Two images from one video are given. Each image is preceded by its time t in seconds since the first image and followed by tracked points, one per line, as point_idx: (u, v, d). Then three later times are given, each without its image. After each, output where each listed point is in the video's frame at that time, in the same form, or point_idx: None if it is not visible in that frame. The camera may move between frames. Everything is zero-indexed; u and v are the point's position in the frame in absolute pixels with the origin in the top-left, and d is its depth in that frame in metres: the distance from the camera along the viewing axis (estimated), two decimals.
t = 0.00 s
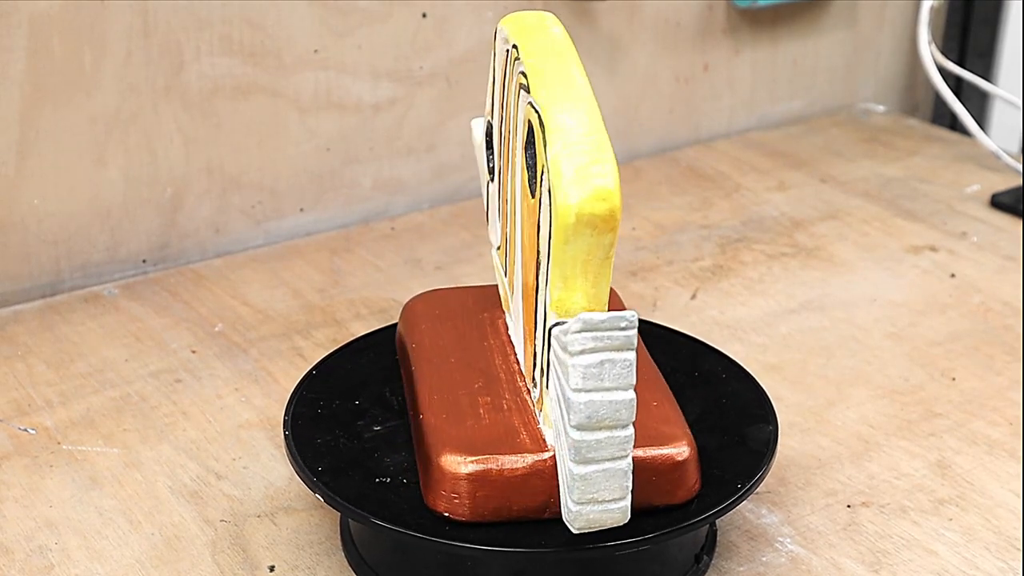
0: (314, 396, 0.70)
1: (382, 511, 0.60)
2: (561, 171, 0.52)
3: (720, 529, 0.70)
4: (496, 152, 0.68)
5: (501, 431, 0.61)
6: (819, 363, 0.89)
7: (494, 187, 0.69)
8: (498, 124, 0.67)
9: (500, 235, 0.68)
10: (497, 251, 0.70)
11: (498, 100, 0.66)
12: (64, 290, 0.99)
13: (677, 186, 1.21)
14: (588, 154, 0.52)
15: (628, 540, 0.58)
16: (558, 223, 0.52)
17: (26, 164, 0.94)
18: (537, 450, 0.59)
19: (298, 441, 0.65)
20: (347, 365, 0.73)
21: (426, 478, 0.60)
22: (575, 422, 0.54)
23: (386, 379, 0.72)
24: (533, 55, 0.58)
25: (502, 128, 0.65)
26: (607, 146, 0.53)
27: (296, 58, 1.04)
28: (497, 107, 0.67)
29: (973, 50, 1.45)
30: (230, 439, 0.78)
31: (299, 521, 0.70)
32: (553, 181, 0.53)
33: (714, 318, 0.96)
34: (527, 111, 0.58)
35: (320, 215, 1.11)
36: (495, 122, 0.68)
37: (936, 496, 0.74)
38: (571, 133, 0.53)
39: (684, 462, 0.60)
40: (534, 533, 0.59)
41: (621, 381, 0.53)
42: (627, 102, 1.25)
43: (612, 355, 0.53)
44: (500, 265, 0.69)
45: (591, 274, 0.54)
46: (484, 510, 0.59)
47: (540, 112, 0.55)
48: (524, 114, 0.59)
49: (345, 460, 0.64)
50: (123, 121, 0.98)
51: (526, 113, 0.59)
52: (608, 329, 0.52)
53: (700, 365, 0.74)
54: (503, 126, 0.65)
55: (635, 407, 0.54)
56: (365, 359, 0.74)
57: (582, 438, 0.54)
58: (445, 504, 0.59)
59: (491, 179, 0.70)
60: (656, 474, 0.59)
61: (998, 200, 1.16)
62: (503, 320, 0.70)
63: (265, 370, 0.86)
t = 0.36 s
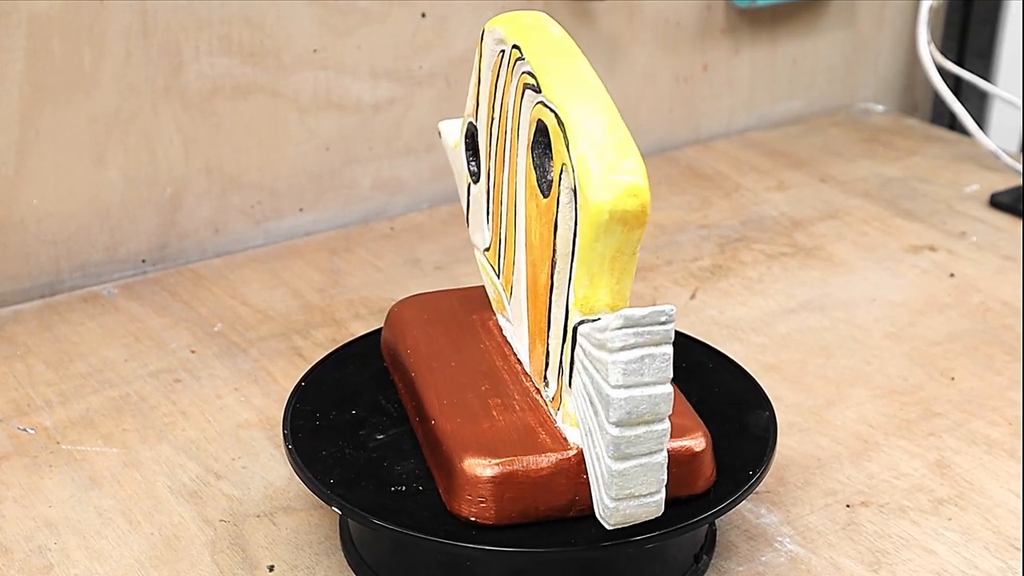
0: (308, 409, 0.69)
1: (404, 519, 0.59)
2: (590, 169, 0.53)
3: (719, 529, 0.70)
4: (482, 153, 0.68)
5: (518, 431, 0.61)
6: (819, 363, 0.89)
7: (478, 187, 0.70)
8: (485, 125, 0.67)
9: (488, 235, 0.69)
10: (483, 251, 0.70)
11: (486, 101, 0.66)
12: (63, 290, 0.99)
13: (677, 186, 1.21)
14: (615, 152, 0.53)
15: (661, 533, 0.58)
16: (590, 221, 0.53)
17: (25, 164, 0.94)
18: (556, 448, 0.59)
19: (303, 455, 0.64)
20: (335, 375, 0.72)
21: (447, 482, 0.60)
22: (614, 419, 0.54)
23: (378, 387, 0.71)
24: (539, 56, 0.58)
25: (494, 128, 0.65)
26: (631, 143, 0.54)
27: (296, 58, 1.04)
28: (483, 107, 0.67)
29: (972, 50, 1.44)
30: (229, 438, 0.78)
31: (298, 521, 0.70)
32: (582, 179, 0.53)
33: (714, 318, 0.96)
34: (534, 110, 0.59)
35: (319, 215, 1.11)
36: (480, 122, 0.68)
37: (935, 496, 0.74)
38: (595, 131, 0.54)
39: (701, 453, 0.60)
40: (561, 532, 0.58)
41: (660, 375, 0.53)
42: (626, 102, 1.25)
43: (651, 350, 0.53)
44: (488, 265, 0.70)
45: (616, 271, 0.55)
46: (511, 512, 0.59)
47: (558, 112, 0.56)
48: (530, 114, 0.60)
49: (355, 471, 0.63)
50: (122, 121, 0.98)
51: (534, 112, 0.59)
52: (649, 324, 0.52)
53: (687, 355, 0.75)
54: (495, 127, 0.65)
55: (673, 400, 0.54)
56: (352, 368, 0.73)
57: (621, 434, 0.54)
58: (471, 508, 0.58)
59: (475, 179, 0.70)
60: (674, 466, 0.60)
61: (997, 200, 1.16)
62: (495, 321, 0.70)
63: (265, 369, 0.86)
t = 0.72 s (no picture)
0: (305, 421, 0.67)
1: (430, 527, 0.58)
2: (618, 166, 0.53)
3: (719, 528, 0.70)
4: (470, 155, 0.68)
5: (534, 430, 0.61)
6: (818, 363, 0.89)
7: (465, 189, 0.69)
8: (473, 126, 0.67)
9: (479, 235, 0.69)
10: (471, 253, 0.70)
11: (476, 102, 0.66)
12: (62, 290, 0.99)
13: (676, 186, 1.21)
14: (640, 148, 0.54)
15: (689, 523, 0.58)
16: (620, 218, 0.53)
17: (24, 164, 0.94)
18: (575, 445, 0.59)
19: (311, 468, 0.63)
20: (326, 385, 0.71)
21: (470, 486, 0.59)
22: (652, 413, 0.54)
23: (373, 394, 0.70)
24: (547, 56, 0.59)
25: (487, 129, 0.65)
26: (653, 140, 0.54)
27: (295, 58, 1.04)
28: (471, 109, 0.67)
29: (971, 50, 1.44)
30: (229, 439, 0.78)
31: (298, 521, 0.70)
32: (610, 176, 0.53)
33: (713, 317, 0.96)
34: (544, 110, 0.59)
35: (319, 215, 1.11)
36: (467, 124, 0.68)
37: (935, 495, 0.74)
38: (618, 128, 0.54)
39: (714, 444, 0.61)
40: (588, 529, 0.58)
41: (696, 367, 0.53)
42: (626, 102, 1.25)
43: (688, 343, 0.53)
44: (478, 266, 0.70)
45: (641, 266, 0.56)
46: (538, 512, 0.58)
47: (575, 109, 0.56)
48: (537, 113, 0.60)
49: (367, 481, 0.62)
50: (121, 120, 0.98)
51: (543, 111, 0.59)
52: (686, 317, 0.52)
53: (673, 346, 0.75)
54: (489, 128, 0.65)
55: (707, 391, 0.54)
56: (341, 377, 0.72)
57: (659, 429, 0.54)
58: (499, 511, 0.58)
59: (461, 180, 0.70)
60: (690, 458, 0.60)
61: (996, 199, 1.16)
62: (487, 321, 0.70)
63: (264, 369, 0.86)
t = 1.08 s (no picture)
0: (305, 433, 0.66)
1: (459, 533, 0.58)
2: (644, 162, 0.53)
3: (719, 528, 0.70)
4: (458, 157, 0.68)
5: (550, 428, 0.60)
6: (817, 363, 0.89)
7: (451, 192, 0.69)
8: (463, 128, 0.67)
9: (470, 238, 0.69)
10: (459, 255, 0.70)
11: (465, 103, 0.66)
12: (61, 290, 0.99)
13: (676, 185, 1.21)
14: (664, 142, 0.54)
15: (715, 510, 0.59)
16: (649, 213, 0.53)
17: (24, 164, 0.94)
18: (595, 441, 0.59)
19: (324, 480, 0.61)
20: (319, 396, 0.69)
21: (495, 489, 0.59)
22: (688, 406, 0.54)
23: (367, 401, 0.69)
24: (554, 55, 0.59)
25: (480, 130, 0.65)
26: (674, 134, 0.55)
27: (294, 57, 1.04)
28: (459, 111, 0.67)
29: (971, 50, 1.45)
30: (228, 438, 0.78)
31: (297, 521, 0.70)
32: (636, 172, 0.53)
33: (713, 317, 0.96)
34: (552, 108, 0.59)
35: (318, 215, 1.11)
36: (454, 126, 0.68)
37: (934, 495, 0.74)
38: (638, 123, 0.55)
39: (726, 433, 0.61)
40: (614, 525, 0.58)
41: (729, 357, 0.54)
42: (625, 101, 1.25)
43: (723, 333, 0.53)
44: (467, 268, 0.70)
45: (664, 261, 0.56)
46: (566, 511, 0.58)
47: (592, 106, 0.56)
48: (544, 112, 0.60)
49: (383, 491, 0.61)
50: (121, 120, 0.98)
51: (551, 110, 0.59)
52: (721, 308, 0.53)
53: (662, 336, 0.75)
54: (485, 129, 0.65)
55: (737, 380, 0.55)
56: (332, 387, 0.70)
57: (694, 420, 0.54)
58: (528, 512, 0.58)
59: (446, 183, 0.70)
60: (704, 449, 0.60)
61: (996, 199, 1.16)
62: (479, 322, 0.69)
63: (263, 369, 0.86)
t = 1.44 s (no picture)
0: (308, 446, 0.64)
1: (487, 537, 0.57)
2: (669, 156, 0.54)
3: (719, 528, 0.70)
4: (449, 158, 0.67)
5: (565, 426, 0.60)
6: (817, 362, 0.89)
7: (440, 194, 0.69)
8: (454, 130, 0.66)
9: (462, 240, 0.68)
10: (449, 258, 0.70)
11: (457, 105, 0.66)
12: (61, 289, 0.99)
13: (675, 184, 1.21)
14: (684, 137, 0.55)
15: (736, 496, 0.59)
16: (675, 208, 0.54)
17: (24, 163, 0.94)
18: (614, 437, 0.59)
19: (339, 492, 0.60)
20: (314, 407, 0.68)
21: (520, 491, 0.58)
22: (720, 396, 0.54)
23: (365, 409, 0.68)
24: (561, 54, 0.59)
25: (475, 131, 0.65)
26: (692, 128, 0.55)
27: (294, 57, 1.04)
28: (450, 113, 0.66)
29: (970, 50, 1.45)
30: (228, 438, 0.78)
31: (297, 520, 0.70)
32: (660, 166, 0.54)
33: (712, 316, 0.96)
34: (561, 107, 0.59)
35: (318, 215, 1.11)
36: (443, 128, 0.67)
37: (934, 494, 0.74)
38: (656, 119, 0.55)
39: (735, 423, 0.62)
40: (637, 519, 0.59)
41: (758, 347, 0.54)
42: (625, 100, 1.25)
43: (753, 323, 0.54)
44: (458, 270, 0.69)
45: (685, 253, 0.57)
46: (592, 507, 0.58)
47: (608, 104, 0.56)
48: (551, 111, 0.60)
49: (402, 499, 0.60)
50: (121, 120, 0.98)
51: (560, 108, 0.59)
52: (752, 298, 0.53)
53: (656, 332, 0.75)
54: (481, 129, 0.64)
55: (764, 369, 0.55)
56: (326, 399, 0.69)
57: (726, 410, 0.54)
58: (556, 513, 0.58)
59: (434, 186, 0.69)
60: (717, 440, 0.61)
61: (995, 199, 1.16)
62: (471, 324, 0.69)
63: (263, 368, 0.86)
